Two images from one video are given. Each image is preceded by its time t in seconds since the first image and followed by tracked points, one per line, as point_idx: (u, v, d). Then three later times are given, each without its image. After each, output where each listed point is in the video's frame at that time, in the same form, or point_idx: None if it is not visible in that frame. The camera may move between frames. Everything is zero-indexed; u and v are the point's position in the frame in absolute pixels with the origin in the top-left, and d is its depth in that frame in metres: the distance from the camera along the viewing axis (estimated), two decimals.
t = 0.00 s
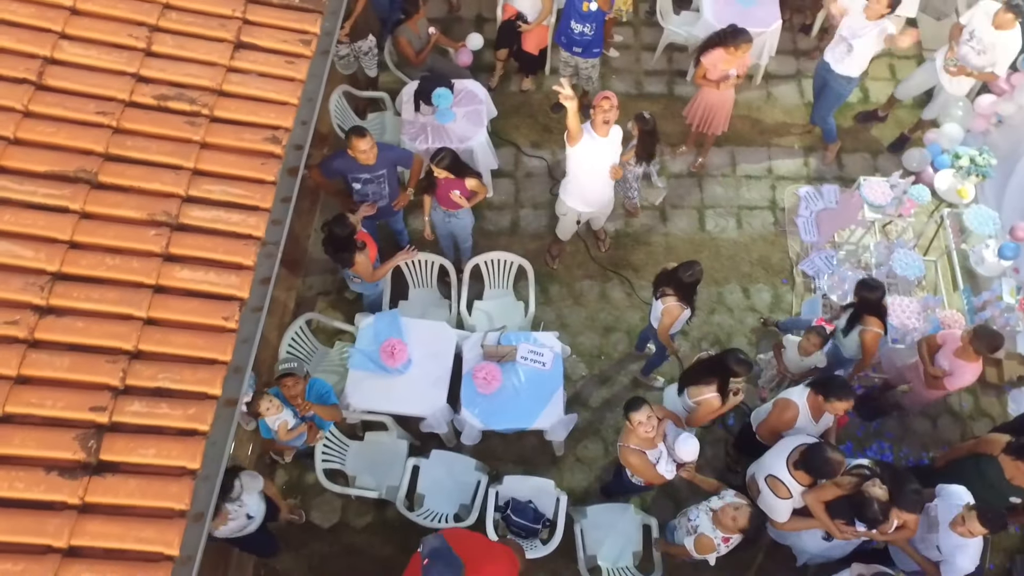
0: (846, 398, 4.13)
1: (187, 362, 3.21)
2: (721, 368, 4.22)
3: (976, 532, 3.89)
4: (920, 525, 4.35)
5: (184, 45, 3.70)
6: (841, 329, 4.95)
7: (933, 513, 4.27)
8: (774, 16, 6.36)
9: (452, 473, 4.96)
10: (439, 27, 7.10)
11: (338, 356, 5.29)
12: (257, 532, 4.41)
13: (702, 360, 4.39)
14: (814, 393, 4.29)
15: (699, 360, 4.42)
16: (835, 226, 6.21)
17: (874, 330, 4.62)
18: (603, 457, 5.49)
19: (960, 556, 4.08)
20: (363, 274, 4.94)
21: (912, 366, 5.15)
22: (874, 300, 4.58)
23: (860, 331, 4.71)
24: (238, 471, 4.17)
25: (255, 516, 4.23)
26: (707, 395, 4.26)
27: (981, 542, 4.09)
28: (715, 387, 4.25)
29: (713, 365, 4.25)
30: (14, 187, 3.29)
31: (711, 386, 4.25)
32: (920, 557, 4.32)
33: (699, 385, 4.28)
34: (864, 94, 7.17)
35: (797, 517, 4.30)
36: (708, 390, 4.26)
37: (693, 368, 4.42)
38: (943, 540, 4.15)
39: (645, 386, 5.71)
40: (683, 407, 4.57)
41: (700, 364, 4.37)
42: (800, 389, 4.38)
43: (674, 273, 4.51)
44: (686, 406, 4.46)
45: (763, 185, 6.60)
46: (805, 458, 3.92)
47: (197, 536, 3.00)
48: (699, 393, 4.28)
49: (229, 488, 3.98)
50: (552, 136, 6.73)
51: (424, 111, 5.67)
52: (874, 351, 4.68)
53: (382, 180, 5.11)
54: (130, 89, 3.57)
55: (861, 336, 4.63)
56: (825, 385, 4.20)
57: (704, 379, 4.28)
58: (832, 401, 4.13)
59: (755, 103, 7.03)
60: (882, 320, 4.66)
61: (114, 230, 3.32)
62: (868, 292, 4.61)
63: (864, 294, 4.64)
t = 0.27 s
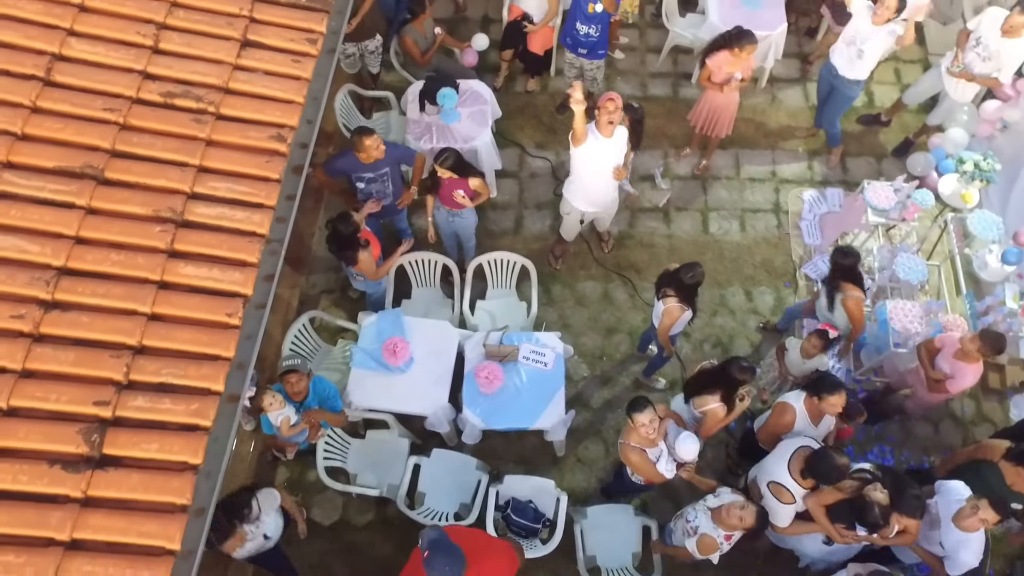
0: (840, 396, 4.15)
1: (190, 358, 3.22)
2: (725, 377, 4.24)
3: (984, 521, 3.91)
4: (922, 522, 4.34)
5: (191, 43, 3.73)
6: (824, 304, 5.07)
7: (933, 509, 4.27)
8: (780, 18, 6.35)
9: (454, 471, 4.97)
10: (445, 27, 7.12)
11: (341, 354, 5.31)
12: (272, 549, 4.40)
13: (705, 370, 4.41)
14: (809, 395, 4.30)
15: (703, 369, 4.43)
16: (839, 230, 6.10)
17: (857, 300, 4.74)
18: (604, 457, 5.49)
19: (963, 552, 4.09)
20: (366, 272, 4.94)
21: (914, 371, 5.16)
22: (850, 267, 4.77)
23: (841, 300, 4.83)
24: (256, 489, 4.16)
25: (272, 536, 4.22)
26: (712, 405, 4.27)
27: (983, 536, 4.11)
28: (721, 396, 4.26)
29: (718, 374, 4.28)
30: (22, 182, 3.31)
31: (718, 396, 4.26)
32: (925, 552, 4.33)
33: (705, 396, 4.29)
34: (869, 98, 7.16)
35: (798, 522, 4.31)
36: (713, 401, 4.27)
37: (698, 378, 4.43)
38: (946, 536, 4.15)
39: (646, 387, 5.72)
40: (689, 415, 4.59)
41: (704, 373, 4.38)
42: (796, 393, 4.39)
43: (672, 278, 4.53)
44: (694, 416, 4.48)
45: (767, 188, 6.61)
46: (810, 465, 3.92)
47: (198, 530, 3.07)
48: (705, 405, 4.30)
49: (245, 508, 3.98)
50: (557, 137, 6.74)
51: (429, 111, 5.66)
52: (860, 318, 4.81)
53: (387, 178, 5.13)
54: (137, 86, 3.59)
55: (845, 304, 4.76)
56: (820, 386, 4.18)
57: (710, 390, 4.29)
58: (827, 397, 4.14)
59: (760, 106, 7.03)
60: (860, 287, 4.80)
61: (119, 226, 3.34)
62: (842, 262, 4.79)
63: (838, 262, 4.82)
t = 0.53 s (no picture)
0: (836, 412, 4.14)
1: (189, 375, 3.21)
2: (732, 415, 4.18)
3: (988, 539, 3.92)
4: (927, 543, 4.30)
5: (198, 62, 3.76)
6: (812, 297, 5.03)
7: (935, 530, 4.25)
8: (782, 42, 6.41)
9: (453, 492, 4.93)
10: (450, 48, 7.19)
11: (341, 372, 5.29)
12: None
13: (707, 408, 4.31)
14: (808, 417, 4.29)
15: (704, 407, 4.32)
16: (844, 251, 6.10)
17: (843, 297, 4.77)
18: (604, 479, 5.45)
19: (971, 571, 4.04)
20: (368, 290, 4.96)
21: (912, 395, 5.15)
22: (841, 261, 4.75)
23: (828, 294, 4.83)
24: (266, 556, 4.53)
25: None
26: (721, 442, 4.24)
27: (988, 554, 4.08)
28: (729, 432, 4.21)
29: (722, 413, 4.20)
30: (26, 197, 3.33)
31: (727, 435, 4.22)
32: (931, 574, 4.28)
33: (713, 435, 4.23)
34: (871, 121, 7.20)
35: (803, 551, 4.24)
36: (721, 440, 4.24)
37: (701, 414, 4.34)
38: (953, 556, 4.11)
39: (647, 409, 5.69)
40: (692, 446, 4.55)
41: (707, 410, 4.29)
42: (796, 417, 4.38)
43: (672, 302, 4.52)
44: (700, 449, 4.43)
45: (769, 210, 6.62)
46: (810, 492, 3.87)
47: (194, 549, 3.03)
48: (715, 443, 4.26)
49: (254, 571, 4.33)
50: (559, 157, 6.78)
51: (432, 130, 5.70)
52: (845, 314, 4.83)
53: (388, 195, 5.15)
54: (144, 103, 3.62)
55: (835, 298, 4.75)
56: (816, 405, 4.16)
57: (718, 429, 4.22)
58: (818, 412, 4.13)
59: (762, 128, 7.06)
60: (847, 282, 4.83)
61: (122, 242, 3.35)
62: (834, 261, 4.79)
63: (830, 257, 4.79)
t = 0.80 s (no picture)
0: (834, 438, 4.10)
1: (185, 403, 3.19)
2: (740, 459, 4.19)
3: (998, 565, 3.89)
4: None
5: (203, 92, 3.82)
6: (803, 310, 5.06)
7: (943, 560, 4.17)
8: (781, 75, 6.50)
9: (450, 524, 4.85)
10: (452, 80, 7.30)
11: (340, 402, 5.25)
12: None
13: (710, 455, 4.28)
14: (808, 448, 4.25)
15: (706, 455, 4.28)
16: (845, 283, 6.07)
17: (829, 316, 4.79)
18: (604, 513, 5.37)
19: None
20: (368, 317, 4.98)
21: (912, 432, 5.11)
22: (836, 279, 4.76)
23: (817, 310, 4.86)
24: None
25: None
26: (731, 481, 4.30)
27: None
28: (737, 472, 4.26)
29: (728, 460, 4.19)
30: (28, 225, 3.35)
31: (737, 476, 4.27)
32: None
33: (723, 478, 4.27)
34: (870, 154, 7.25)
35: None
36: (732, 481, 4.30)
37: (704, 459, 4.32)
38: None
39: (648, 441, 5.63)
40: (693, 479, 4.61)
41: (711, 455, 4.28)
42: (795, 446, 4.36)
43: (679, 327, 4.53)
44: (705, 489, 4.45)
45: (769, 241, 6.63)
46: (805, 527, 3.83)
47: None
48: (727, 485, 4.32)
49: None
50: (560, 188, 6.82)
51: (434, 161, 5.76)
52: (829, 333, 4.85)
53: (388, 223, 5.19)
54: (148, 132, 3.67)
55: (819, 315, 4.79)
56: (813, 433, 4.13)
57: (726, 472, 4.24)
58: (816, 436, 4.11)
59: (761, 161, 7.11)
60: (838, 302, 4.83)
61: (122, 270, 3.36)
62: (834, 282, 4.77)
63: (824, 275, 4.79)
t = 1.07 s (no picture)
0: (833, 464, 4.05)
1: (179, 427, 3.17)
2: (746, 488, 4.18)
3: None
4: None
5: (204, 117, 3.86)
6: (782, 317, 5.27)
7: None
8: (780, 102, 6.56)
9: (449, 548, 4.76)
10: (453, 106, 7.37)
11: (337, 427, 5.21)
12: None
13: (714, 486, 4.23)
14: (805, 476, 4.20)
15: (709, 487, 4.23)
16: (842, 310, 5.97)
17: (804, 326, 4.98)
18: (603, 540, 5.31)
19: None
20: (360, 334, 4.95)
21: (912, 459, 5.04)
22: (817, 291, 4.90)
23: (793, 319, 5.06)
24: None
25: None
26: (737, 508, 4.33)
27: None
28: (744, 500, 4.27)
29: (734, 490, 4.16)
30: (27, 247, 3.36)
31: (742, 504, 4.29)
32: None
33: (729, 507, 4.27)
34: (868, 180, 7.29)
35: None
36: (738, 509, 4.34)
37: (707, 491, 4.26)
38: None
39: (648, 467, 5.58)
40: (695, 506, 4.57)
41: (713, 486, 4.23)
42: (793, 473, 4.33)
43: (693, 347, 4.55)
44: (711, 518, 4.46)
45: (769, 266, 6.64)
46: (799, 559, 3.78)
47: None
48: (733, 512, 4.33)
49: None
50: (559, 213, 6.85)
51: (434, 186, 5.79)
52: (798, 342, 5.05)
53: (385, 247, 5.20)
54: (148, 156, 3.70)
55: (792, 324, 4.99)
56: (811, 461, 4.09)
57: (732, 501, 4.23)
58: (814, 461, 4.06)
59: (760, 186, 7.14)
60: (817, 314, 4.99)
61: (119, 292, 3.36)
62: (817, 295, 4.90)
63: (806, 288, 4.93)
